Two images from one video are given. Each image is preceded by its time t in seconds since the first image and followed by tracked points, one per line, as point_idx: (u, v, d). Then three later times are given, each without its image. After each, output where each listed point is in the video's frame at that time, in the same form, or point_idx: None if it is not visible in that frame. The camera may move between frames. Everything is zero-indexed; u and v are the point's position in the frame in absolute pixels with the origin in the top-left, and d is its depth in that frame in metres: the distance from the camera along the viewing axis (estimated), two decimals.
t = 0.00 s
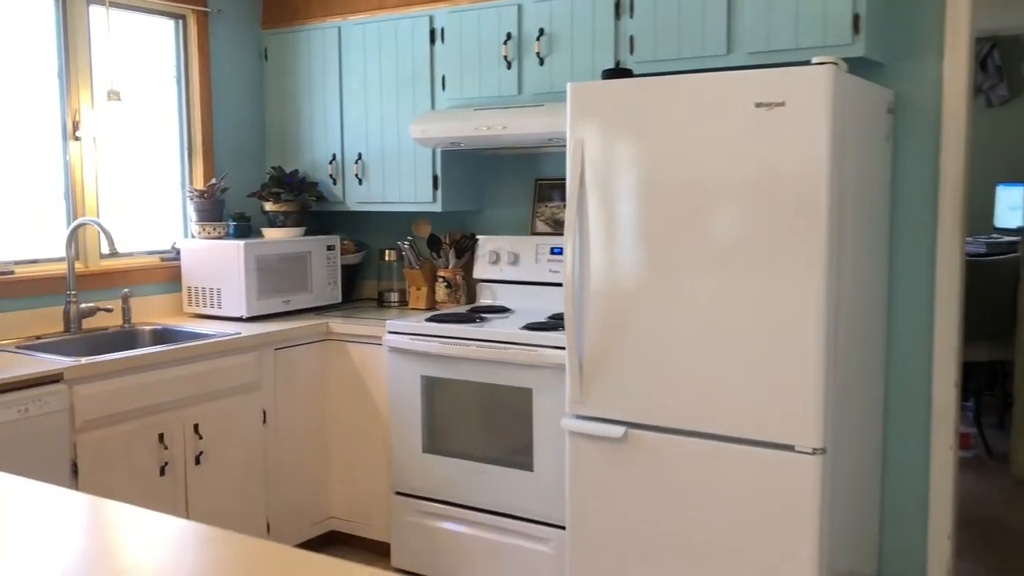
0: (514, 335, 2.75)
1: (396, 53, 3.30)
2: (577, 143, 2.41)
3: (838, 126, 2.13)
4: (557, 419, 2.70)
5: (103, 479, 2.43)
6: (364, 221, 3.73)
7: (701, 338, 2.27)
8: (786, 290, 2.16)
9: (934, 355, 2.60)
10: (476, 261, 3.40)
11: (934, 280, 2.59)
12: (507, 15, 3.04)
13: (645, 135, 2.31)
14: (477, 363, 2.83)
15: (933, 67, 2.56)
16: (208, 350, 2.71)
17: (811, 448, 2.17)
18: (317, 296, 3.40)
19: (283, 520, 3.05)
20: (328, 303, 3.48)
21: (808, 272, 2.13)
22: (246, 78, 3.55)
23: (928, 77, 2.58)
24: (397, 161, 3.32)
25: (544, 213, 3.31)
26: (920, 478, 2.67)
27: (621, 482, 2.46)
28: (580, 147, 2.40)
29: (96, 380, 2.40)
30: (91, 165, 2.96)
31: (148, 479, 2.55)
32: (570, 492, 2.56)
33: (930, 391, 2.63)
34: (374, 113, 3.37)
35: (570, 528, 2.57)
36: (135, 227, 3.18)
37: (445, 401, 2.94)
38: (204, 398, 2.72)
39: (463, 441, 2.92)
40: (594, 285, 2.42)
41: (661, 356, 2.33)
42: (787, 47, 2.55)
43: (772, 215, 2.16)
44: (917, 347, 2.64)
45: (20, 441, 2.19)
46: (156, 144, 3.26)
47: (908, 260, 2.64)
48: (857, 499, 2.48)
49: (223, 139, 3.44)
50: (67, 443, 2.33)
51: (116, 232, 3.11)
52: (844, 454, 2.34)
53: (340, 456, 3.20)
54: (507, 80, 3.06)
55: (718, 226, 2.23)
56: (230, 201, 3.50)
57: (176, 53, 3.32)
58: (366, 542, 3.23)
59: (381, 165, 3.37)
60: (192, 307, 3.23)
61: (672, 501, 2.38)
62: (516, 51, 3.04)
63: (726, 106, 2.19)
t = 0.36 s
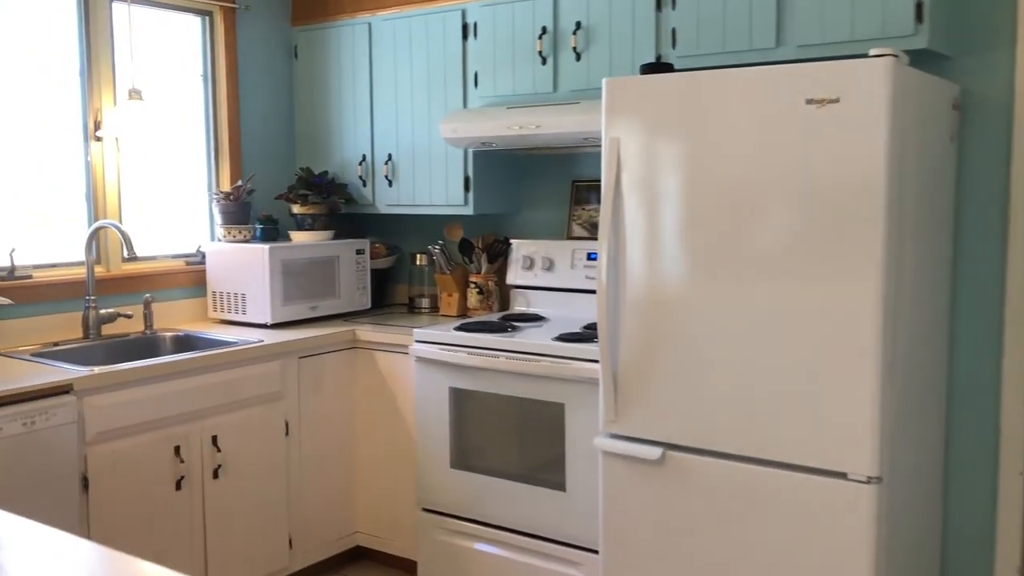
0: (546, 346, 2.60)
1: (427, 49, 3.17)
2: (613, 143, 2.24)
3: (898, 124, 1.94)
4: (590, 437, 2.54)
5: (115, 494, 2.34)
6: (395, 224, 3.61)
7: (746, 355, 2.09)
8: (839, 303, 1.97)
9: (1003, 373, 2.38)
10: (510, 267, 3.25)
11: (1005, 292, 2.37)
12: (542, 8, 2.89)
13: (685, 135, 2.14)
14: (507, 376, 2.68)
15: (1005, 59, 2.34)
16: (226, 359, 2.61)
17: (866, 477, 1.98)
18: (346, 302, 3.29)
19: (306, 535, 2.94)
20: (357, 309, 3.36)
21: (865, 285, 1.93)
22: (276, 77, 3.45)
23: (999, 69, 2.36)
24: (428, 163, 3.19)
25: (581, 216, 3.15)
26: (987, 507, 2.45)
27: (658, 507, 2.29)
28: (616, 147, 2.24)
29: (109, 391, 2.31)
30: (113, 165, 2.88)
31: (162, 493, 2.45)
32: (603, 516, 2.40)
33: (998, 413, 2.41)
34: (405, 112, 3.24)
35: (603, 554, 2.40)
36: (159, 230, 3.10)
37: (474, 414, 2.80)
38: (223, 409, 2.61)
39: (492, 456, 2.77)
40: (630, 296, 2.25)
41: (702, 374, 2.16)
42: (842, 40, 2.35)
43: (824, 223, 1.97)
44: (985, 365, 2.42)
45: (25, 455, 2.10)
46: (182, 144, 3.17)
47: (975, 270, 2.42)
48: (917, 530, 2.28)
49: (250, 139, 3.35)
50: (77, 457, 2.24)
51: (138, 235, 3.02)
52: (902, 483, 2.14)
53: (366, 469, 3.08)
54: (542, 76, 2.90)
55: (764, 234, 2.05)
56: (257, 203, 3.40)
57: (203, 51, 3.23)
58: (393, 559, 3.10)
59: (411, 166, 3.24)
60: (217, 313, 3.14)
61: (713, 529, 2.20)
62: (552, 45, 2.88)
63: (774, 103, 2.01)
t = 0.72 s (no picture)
0: (570, 350, 2.48)
1: (452, 40, 3.06)
2: (638, 135, 2.11)
3: (947, 113, 1.77)
4: (615, 446, 2.41)
5: (121, 500, 2.26)
6: (421, 222, 3.51)
7: (779, 364, 1.95)
8: (881, 309, 1.81)
9: None
10: (537, 267, 3.13)
11: None
12: None
13: (714, 127, 1.99)
14: (529, 381, 2.56)
15: None
16: (238, 360, 2.53)
17: (908, 497, 1.82)
18: (368, 302, 3.20)
19: (323, 543, 2.85)
20: (380, 310, 3.27)
21: (911, 289, 1.77)
22: (299, 71, 3.38)
23: None
24: (452, 159, 3.09)
25: (611, 214, 3.01)
26: None
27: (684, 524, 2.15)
28: (642, 140, 2.10)
29: (115, 393, 2.24)
30: (130, 160, 2.83)
31: (171, 498, 2.38)
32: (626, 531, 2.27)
33: None
34: (429, 107, 3.14)
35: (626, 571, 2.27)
36: (177, 227, 3.04)
37: (495, 420, 2.69)
38: (235, 413, 2.54)
39: (512, 465, 2.66)
40: (655, 298, 2.11)
41: (732, 383, 2.01)
42: (887, 25, 2.19)
43: (864, 221, 1.82)
44: None
45: (26, 460, 2.03)
46: (202, 139, 3.11)
47: None
48: (965, 553, 2.11)
49: (272, 134, 3.28)
50: (80, 461, 2.17)
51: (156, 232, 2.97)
52: (949, 503, 1.97)
53: (386, 475, 2.98)
54: (569, 68, 2.78)
55: (798, 233, 1.90)
56: (279, 201, 3.33)
57: (224, 44, 3.17)
58: (413, 568, 3.00)
59: (435, 162, 3.14)
60: (236, 313, 3.07)
61: (743, 549, 2.06)
62: (579, 35, 2.75)
63: (811, 91, 1.86)
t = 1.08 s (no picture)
0: (593, 359, 2.36)
1: (478, 35, 2.95)
2: (664, 133, 1.97)
3: (997, 105, 1.62)
4: (639, 461, 2.28)
5: (127, 508, 2.21)
6: (448, 224, 3.42)
7: (812, 378, 1.80)
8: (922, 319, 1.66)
9: None
10: (564, 271, 3.02)
11: None
12: None
13: (743, 123, 1.85)
14: (551, 390, 2.45)
15: None
16: (251, 365, 2.46)
17: (952, 524, 1.66)
18: (391, 306, 3.11)
19: (341, 553, 2.78)
20: (403, 314, 3.18)
21: (956, 298, 1.62)
22: (324, 69, 3.31)
23: None
24: (477, 158, 2.99)
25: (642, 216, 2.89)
26: None
27: (709, 546, 2.01)
28: (668, 138, 1.96)
29: (121, 398, 2.18)
30: (150, 159, 2.78)
31: (180, 506, 2.32)
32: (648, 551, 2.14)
33: None
34: (454, 104, 3.04)
35: None
36: (198, 228, 3.00)
37: (517, 430, 2.58)
38: (247, 419, 2.47)
39: (534, 477, 2.54)
40: (680, 306, 1.98)
41: (761, 397, 1.87)
42: (933, 14, 2.04)
43: (905, 223, 1.67)
44: None
45: (27, 466, 1.97)
46: (223, 138, 3.07)
47: None
48: None
49: (296, 133, 3.22)
50: (85, 468, 2.11)
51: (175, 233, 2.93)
52: (999, 530, 1.81)
53: (406, 484, 2.90)
54: (597, 63, 2.65)
55: (833, 237, 1.75)
56: (303, 201, 3.26)
57: (248, 42, 3.12)
58: None
59: (460, 161, 3.04)
60: (256, 315, 3.01)
61: None
62: (607, 28, 2.63)
63: (846, 83, 1.72)
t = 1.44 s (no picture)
0: (632, 370, 2.23)
1: (519, 30, 2.84)
2: (707, 130, 1.81)
3: None
4: (680, 480, 2.14)
5: (151, 516, 2.16)
6: (491, 226, 3.33)
7: (866, 398, 1.64)
8: (990, 336, 1.49)
9: None
10: (608, 276, 2.89)
11: None
12: None
13: (792, 119, 1.70)
14: (588, 403, 2.33)
15: None
16: (279, 371, 2.40)
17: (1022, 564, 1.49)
18: (429, 310, 3.02)
19: (373, 565, 2.70)
20: (442, 318, 3.09)
21: None
22: (366, 67, 3.25)
23: None
24: (518, 158, 2.88)
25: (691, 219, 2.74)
26: None
27: None
28: (711, 136, 1.81)
29: (144, 404, 2.14)
30: (186, 155, 2.76)
31: (205, 514, 2.27)
32: None
33: None
34: (496, 102, 2.94)
35: None
36: (234, 229, 2.95)
37: (554, 443, 2.46)
38: (276, 426, 2.41)
39: (571, 492, 2.42)
40: (722, 316, 1.83)
41: (811, 418, 1.71)
42: None
43: (972, 229, 1.50)
44: None
45: (46, 474, 1.92)
46: (262, 138, 3.02)
47: None
48: None
49: (336, 133, 3.16)
50: (106, 475, 2.07)
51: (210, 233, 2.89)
52: None
53: (442, 494, 2.81)
54: (642, 57, 2.52)
55: (891, 244, 1.59)
56: (342, 202, 3.20)
57: (288, 39, 3.07)
58: None
59: (501, 161, 2.93)
60: (293, 319, 2.95)
61: None
62: (653, 21, 2.49)
63: (906, 75, 1.56)
